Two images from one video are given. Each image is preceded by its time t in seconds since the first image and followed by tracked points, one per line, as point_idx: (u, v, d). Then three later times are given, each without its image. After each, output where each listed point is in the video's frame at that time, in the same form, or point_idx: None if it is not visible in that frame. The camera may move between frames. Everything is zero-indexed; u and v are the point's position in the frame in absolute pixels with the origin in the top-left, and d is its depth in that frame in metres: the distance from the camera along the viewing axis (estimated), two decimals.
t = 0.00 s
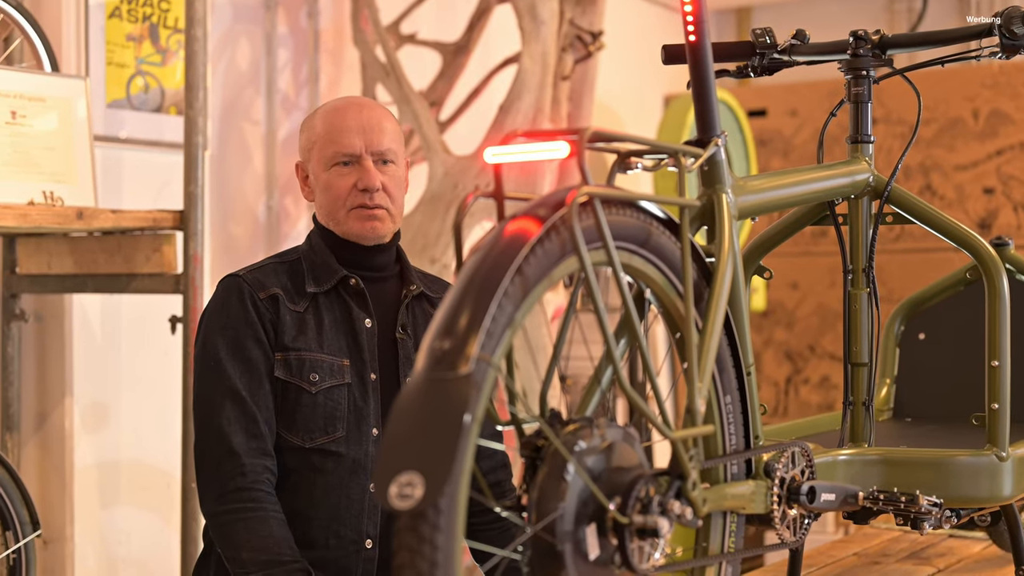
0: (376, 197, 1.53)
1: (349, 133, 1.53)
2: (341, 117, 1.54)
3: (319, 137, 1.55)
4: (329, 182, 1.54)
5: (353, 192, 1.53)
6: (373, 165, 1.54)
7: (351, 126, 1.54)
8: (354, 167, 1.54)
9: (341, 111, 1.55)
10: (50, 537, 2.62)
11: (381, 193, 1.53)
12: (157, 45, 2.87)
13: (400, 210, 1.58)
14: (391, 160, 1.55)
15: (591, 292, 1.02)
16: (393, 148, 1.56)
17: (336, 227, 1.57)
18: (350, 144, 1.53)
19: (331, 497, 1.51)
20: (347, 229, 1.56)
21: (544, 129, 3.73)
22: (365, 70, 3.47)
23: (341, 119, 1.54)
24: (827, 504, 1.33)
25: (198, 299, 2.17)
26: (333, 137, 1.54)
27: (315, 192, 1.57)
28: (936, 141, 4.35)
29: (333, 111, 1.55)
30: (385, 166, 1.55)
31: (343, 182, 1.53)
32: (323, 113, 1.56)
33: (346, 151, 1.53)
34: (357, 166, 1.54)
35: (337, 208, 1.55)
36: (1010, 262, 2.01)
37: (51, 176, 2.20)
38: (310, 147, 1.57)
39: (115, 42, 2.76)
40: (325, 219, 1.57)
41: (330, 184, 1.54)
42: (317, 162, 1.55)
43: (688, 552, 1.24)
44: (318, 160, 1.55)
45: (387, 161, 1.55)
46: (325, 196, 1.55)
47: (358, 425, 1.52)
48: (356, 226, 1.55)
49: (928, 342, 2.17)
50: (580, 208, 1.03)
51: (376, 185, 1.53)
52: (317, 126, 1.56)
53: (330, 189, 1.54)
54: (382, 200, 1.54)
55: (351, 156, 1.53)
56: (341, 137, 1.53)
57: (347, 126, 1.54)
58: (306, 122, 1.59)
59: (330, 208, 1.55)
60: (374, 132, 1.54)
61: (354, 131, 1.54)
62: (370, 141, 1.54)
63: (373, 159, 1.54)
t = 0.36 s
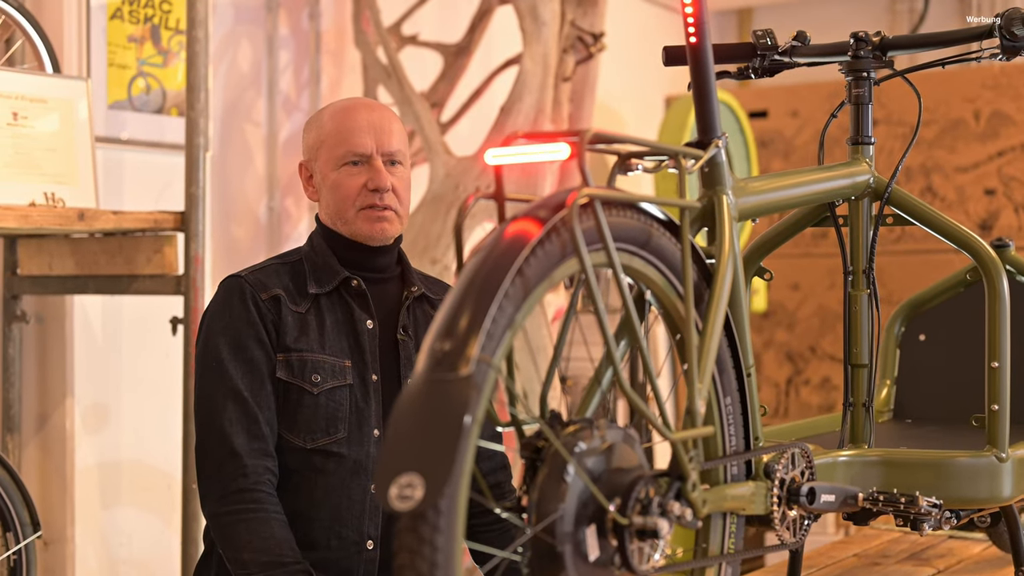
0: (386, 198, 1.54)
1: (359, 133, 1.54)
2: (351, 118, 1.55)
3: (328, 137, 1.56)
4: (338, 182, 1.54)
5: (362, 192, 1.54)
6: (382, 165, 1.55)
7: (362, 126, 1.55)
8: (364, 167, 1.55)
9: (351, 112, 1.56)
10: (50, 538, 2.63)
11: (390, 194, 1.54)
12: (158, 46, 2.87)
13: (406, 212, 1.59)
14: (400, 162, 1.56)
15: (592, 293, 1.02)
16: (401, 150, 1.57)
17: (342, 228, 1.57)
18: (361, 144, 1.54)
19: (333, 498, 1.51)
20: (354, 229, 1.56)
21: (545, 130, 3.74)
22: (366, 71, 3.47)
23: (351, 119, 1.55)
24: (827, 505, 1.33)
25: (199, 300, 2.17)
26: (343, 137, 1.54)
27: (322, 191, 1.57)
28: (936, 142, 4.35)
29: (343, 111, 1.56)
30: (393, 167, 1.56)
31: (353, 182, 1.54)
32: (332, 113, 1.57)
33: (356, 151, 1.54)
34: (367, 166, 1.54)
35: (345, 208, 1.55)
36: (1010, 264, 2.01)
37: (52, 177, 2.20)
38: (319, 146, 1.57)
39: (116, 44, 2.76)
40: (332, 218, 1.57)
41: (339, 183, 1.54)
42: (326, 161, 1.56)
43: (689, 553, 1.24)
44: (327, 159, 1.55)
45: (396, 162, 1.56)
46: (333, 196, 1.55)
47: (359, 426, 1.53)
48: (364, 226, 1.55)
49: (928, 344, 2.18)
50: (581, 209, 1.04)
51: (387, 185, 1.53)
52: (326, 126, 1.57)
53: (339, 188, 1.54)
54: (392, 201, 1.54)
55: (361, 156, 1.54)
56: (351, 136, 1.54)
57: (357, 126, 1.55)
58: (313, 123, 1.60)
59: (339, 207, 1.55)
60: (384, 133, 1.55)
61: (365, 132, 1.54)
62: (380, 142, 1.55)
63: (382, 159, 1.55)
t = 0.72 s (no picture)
0: (387, 198, 1.54)
1: (360, 134, 1.54)
2: (352, 118, 1.55)
3: (329, 137, 1.56)
4: (339, 183, 1.54)
5: (363, 193, 1.54)
6: (383, 165, 1.55)
7: (363, 127, 1.55)
8: (365, 168, 1.54)
9: (352, 112, 1.56)
10: (51, 540, 2.63)
11: (391, 194, 1.54)
12: (158, 47, 2.87)
13: (407, 212, 1.59)
14: (401, 162, 1.56)
15: (594, 294, 1.02)
16: (402, 150, 1.57)
17: (343, 228, 1.57)
18: (362, 144, 1.54)
19: (334, 500, 1.51)
20: (355, 229, 1.56)
21: (545, 131, 3.74)
22: (366, 73, 3.47)
23: (352, 119, 1.55)
24: (829, 505, 1.33)
25: (199, 301, 2.17)
26: (344, 138, 1.54)
27: (324, 192, 1.57)
28: (936, 144, 4.36)
29: (344, 111, 1.56)
30: (394, 167, 1.56)
31: (354, 182, 1.54)
32: (332, 114, 1.57)
33: (357, 152, 1.54)
34: (368, 167, 1.54)
35: (346, 209, 1.55)
36: (1011, 265, 2.01)
37: (52, 178, 2.20)
38: (320, 147, 1.57)
39: (117, 45, 2.76)
40: (333, 219, 1.57)
41: (340, 184, 1.54)
42: (327, 162, 1.56)
43: (691, 553, 1.23)
44: (328, 160, 1.55)
45: (396, 163, 1.56)
46: (333, 197, 1.55)
47: (361, 427, 1.53)
48: (365, 227, 1.55)
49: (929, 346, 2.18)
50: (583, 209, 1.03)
51: (388, 186, 1.53)
52: (327, 126, 1.56)
53: (340, 189, 1.54)
54: (392, 201, 1.54)
55: (362, 156, 1.54)
56: (353, 137, 1.54)
57: (358, 127, 1.55)
58: (314, 123, 1.59)
59: (340, 208, 1.55)
60: (385, 133, 1.55)
61: (366, 132, 1.54)
62: (381, 143, 1.55)
63: (383, 160, 1.55)
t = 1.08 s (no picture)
0: (390, 195, 1.54)
1: (363, 130, 1.54)
2: (354, 115, 1.55)
3: (330, 135, 1.56)
4: (342, 179, 1.54)
5: (366, 190, 1.53)
6: (386, 162, 1.55)
7: (365, 124, 1.55)
8: (367, 165, 1.54)
9: (353, 109, 1.56)
10: (50, 538, 2.63)
11: (394, 191, 1.54)
12: (158, 45, 2.87)
13: (408, 210, 1.59)
14: (403, 159, 1.57)
15: (595, 292, 1.02)
16: (404, 147, 1.57)
17: (345, 225, 1.57)
18: (364, 141, 1.54)
19: (334, 498, 1.51)
20: (357, 227, 1.55)
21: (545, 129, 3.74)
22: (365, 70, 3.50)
23: (354, 116, 1.55)
24: (829, 503, 1.33)
25: (199, 299, 2.17)
26: (346, 135, 1.54)
27: (325, 190, 1.56)
28: (935, 142, 4.36)
29: (345, 108, 1.56)
30: (397, 164, 1.56)
31: (357, 179, 1.53)
32: (333, 111, 1.57)
33: (360, 148, 1.54)
34: (371, 163, 1.54)
35: (349, 206, 1.54)
36: (1011, 263, 2.02)
37: (52, 176, 2.20)
38: (321, 144, 1.57)
39: (116, 43, 2.76)
40: (335, 216, 1.57)
41: (343, 180, 1.54)
42: (329, 159, 1.55)
43: (691, 552, 1.23)
44: (330, 157, 1.55)
45: (398, 159, 1.56)
46: (336, 193, 1.55)
47: (361, 425, 1.52)
48: (368, 224, 1.55)
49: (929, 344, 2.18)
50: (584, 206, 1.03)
51: (391, 182, 1.53)
52: (328, 123, 1.56)
53: (342, 186, 1.54)
54: (396, 198, 1.55)
55: (365, 153, 1.54)
56: (355, 134, 1.54)
57: (360, 123, 1.55)
58: (313, 120, 1.59)
59: (342, 205, 1.55)
60: (387, 130, 1.55)
61: (368, 129, 1.54)
62: (384, 139, 1.55)
63: (386, 156, 1.55)
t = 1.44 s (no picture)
0: (397, 194, 1.55)
1: (369, 130, 1.55)
2: (359, 115, 1.55)
3: (335, 134, 1.56)
4: (348, 179, 1.54)
5: (374, 189, 1.54)
6: (392, 161, 1.56)
7: (371, 123, 1.55)
8: (374, 164, 1.55)
9: (358, 109, 1.56)
10: (49, 538, 2.63)
11: (401, 190, 1.55)
12: (157, 45, 2.87)
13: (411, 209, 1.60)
14: (408, 158, 1.57)
15: (594, 292, 1.02)
16: (409, 147, 1.58)
17: (350, 225, 1.56)
18: (371, 140, 1.54)
19: (335, 498, 1.51)
20: (363, 226, 1.56)
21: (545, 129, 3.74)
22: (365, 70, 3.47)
23: (360, 116, 1.55)
24: (827, 503, 1.33)
25: (198, 299, 2.17)
26: (352, 134, 1.54)
27: (330, 189, 1.56)
28: (934, 142, 4.36)
29: (349, 108, 1.56)
30: (402, 163, 1.57)
31: (364, 178, 1.54)
32: (337, 111, 1.57)
33: (367, 148, 1.54)
34: (377, 162, 1.55)
35: (356, 205, 1.54)
36: (1009, 263, 2.02)
37: (51, 177, 2.20)
38: (325, 143, 1.56)
39: (115, 43, 2.76)
40: (340, 216, 1.56)
41: (350, 180, 1.54)
42: (334, 159, 1.55)
43: (689, 552, 1.24)
44: (335, 156, 1.55)
45: (404, 158, 1.57)
46: (341, 193, 1.54)
47: (361, 424, 1.53)
48: (374, 223, 1.55)
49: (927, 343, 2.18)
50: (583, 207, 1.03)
51: (399, 181, 1.54)
52: (333, 123, 1.56)
53: (349, 186, 1.54)
54: (402, 197, 1.55)
55: (372, 152, 1.54)
56: (361, 133, 1.54)
57: (366, 123, 1.55)
58: (316, 120, 1.59)
59: (348, 204, 1.55)
60: (393, 129, 1.56)
61: (374, 129, 1.55)
62: (390, 139, 1.55)
63: (393, 155, 1.56)
